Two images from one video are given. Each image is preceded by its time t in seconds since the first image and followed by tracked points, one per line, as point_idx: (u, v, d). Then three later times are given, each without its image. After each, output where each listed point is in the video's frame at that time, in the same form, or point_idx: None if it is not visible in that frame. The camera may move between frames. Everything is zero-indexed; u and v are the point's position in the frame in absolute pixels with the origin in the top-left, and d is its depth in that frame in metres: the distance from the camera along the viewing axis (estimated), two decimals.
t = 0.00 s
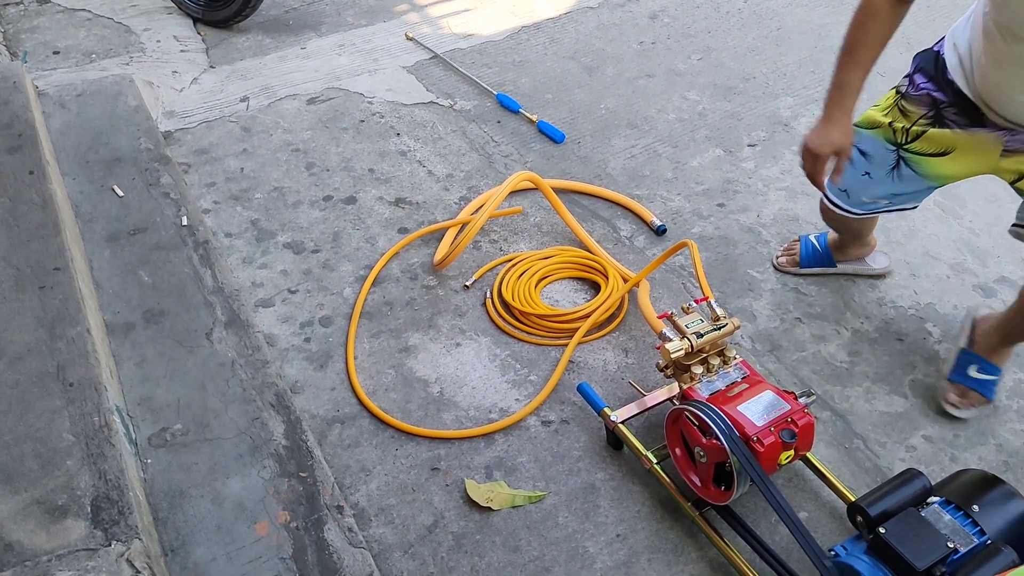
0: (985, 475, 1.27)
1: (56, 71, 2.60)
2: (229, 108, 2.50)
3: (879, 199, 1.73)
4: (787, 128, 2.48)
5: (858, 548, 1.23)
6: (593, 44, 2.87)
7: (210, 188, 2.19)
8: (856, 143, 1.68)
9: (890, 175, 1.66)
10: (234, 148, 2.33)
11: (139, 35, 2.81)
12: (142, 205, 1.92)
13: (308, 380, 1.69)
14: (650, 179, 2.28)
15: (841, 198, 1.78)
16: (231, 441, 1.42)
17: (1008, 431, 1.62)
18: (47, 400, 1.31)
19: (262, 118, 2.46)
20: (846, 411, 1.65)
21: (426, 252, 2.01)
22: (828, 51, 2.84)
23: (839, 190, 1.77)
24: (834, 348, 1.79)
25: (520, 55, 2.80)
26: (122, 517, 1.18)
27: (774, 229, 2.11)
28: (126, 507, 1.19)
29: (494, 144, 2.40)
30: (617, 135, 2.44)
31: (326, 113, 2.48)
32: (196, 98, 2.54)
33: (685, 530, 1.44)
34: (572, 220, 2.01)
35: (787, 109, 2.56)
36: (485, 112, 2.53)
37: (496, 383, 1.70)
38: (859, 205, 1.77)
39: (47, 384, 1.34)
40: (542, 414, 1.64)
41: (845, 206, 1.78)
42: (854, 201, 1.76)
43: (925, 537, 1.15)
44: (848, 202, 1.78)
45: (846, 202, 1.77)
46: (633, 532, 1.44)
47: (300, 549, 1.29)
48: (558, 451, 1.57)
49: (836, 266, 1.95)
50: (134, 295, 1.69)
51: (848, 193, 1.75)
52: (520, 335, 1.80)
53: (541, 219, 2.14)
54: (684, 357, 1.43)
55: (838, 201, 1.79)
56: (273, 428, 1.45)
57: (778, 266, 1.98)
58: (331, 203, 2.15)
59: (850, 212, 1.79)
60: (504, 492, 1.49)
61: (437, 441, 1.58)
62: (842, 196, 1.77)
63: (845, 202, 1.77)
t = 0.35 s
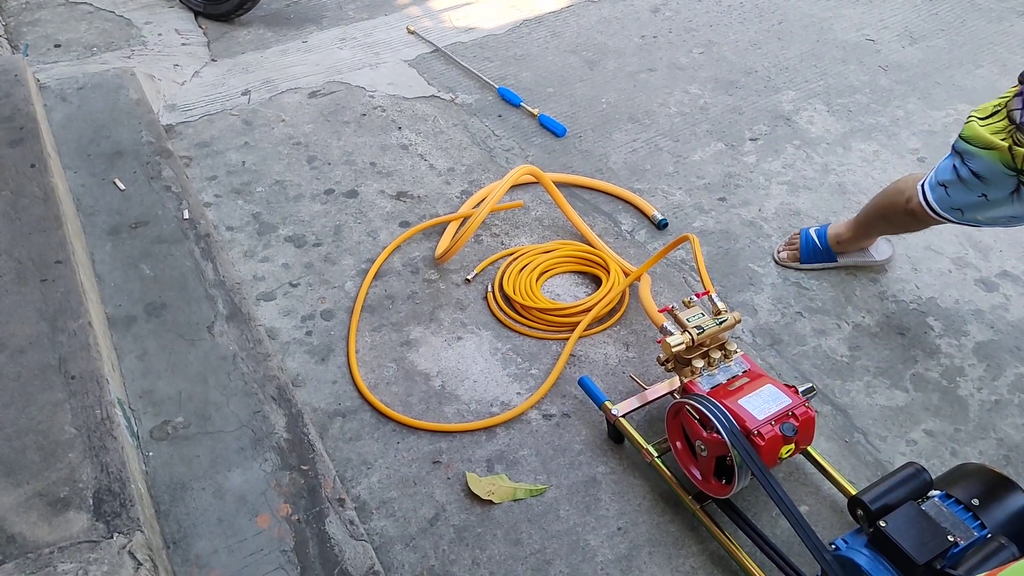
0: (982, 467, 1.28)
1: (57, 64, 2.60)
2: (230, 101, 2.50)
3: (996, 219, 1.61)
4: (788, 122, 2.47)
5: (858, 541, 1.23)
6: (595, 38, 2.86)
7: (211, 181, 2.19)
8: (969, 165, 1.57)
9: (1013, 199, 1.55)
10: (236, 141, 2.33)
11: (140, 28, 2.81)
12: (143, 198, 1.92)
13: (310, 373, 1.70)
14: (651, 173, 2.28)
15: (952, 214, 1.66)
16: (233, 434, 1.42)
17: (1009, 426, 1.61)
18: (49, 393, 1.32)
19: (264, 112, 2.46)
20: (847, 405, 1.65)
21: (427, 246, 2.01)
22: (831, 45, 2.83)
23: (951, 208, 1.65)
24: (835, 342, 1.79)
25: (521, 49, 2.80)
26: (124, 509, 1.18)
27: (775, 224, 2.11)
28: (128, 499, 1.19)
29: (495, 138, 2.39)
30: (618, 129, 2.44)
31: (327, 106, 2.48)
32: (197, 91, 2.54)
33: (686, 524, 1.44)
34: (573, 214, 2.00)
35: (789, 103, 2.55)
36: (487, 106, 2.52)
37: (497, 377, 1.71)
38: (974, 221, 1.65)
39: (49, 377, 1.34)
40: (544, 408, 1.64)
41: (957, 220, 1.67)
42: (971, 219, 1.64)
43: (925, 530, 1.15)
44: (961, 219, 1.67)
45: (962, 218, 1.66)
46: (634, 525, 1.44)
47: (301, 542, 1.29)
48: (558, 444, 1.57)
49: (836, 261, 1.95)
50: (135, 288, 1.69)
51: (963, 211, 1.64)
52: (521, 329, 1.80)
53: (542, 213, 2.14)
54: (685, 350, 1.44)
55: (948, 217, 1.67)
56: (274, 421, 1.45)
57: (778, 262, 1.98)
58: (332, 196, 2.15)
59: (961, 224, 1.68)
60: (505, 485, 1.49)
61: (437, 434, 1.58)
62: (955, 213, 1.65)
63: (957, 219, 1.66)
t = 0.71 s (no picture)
0: (984, 465, 1.28)
1: (60, 60, 2.60)
2: (233, 97, 2.50)
3: None
4: (791, 119, 2.47)
5: (859, 538, 1.23)
6: (597, 35, 2.86)
7: (213, 177, 2.19)
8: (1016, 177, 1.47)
9: None
10: (238, 138, 2.33)
11: (142, 24, 2.81)
12: (146, 194, 1.92)
13: (312, 369, 1.70)
14: (654, 170, 2.27)
15: (1007, 225, 1.56)
16: (235, 430, 1.43)
17: (1011, 423, 1.61)
18: (51, 389, 1.32)
19: (266, 108, 2.46)
20: (849, 402, 1.65)
21: (429, 243, 2.01)
22: (834, 42, 2.82)
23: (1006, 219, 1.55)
24: (837, 339, 1.79)
25: (524, 45, 2.79)
26: (126, 504, 1.18)
27: (778, 221, 2.10)
28: (130, 495, 1.20)
29: (498, 135, 2.39)
30: (621, 125, 2.44)
31: (330, 103, 2.48)
32: (199, 88, 2.54)
33: (688, 520, 1.44)
34: (575, 211, 2.00)
35: (792, 100, 2.55)
36: (489, 102, 2.52)
37: (499, 373, 1.71)
38: None
39: (51, 373, 1.34)
40: (546, 404, 1.64)
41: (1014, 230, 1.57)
42: None
43: (926, 526, 1.15)
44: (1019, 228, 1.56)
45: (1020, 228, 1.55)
46: (636, 522, 1.44)
47: (303, 537, 1.29)
48: (560, 441, 1.57)
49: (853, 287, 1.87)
50: (138, 284, 1.69)
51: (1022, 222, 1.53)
52: (523, 326, 1.80)
53: (545, 210, 2.14)
54: (687, 347, 1.44)
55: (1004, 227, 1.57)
56: (276, 417, 1.46)
57: (795, 301, 1.86)
58: (334, 193, 2.15)
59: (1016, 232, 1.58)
60: (506, 482, 1.49)
61: (439, 431, 1.59)
62: (1011, 223, 1.55)
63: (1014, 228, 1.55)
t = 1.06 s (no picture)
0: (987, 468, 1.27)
1: (62, 61, 2.60)
2: (235, 98, 2.50)
3: None
4: (793, 121, 2.47)
5: (860, 541, 1.23)
6: (600, 37, 2.86)
7: (215, 178, 2.19)
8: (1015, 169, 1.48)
9: None
10: (240, 138, 2.34)
11: (145, 25, 2.81)
12: (148, 195, 1.92)
13: (313, 371, 1.70)
14: (655, 172, 2.27)
15: (1009, 219, 1.57)
16: (236, 431, 1.43)
17: (1013, 426, 1.61)
18: (53, 389, 1.32)
19: (268, 109, 2.46)
20: (850, 405, 1.65)
21: (431, 244, 2.01)
22: (836, 44, 2.82)
23: (1008, 211, 1.55)
24: (838, 342, 1.79)
25: (526, 47, 2.80)
26: (127, 505, 1.18)
27: (779, 223, 2.10)
28: (131, 495, 1.20)
29: (500, 136, 2.39)
30: (623, 127, 2.44)
31: (332, 104, 2.48)
32: (202, 89, 2.55)
33: (688, 523, 1.44)
34: (577, 213, 2.00)
35: (795, 102, 2.55)
36: (491, 104, 2.52)
37: (500, 375, 1.71)
38: None
39: (53, 373, 1.34)
40: (547, 406, 1.64)
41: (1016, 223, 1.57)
42: None
43: (926, 530, 1.15)
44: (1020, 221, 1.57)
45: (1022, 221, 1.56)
46: (637, 524, 1.44)
47: (304, 539, 1.29)
48: (561, 443, 1.57)
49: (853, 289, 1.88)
50: (140, 285, 1.69)
51: None
52: (524, 327, 1.80)
53: (546, 211, 2.14)
54: (689, 349, 1.43)
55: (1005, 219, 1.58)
56: (277, 418, 1.46)
57: (796, 304, 1.86)
58: (336, 194, 2.15)
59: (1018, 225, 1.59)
60: (507, 483, 1.49)
61: (440, 432, 1.59)
62: (1013, 216, 1.56)
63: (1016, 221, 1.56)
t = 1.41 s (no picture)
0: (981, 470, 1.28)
1: (55, 68, 2.60)
2: (228, 105, 2.50)
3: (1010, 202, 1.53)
4: (786, 125, 2.47)
5: (855, 544, 1.23)
6: (592, 42, 2.86)
7: (209, 186, 2.19)
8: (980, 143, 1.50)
9: None
10: (233, 145, 2.33)
11: (138, 33, 2.81)
12: (141, 203, 1.92)
13: (308, 378, 1.70)
14: (649, 176, 2.28)
15: (971, 198, 1.58)
16: (230, 439, 1.42)
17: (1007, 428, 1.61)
18: (46, 398, 1.31)
19: (262, 116, 2.46)
20: (844, 408, 1.65)
21: (425, 250, 2.01)
22: (828, 48, 2.83)
23: (971, 191, 1.57)
24: (832, 345, 1.79)
25: (519, 52, 2.80)
26: (120, 514, 1.18)
27: (772, 227, 2.11)
28: (125, 504, 1.19)
29: (493, 142, 2.39)
30: (616, 132, 2.44)
31: (325, 110, 2.48)
32: (195, 96, 2.55)
33: (684, 528, 1.44)
34: (571, 218, 2.00)
35: (787, 106, 2.56)
36: (484, 109, 2.52)
37: (495, 381, 1.71)
38: (995, 204, 1.56)
39: (45, 382, 1.34)
40: (541, 412, 1.64)
41: (978, 204, 1.58)
42: (991, 202, 1.55)
43: (921, 532, 1.15)
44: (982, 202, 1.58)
45: (982, 202, 1.57)
46: (632, 529, 1.44)
47: (299, 546, 1.29)
48: (556, 448, 1.57)
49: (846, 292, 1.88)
50: (133, 293, 1.69)
51: (984, 195, 1.55)
52: (519, 333, 1.80)
53: (540, 217, 2.14)
54: (683, 354, 1.43)
55: (967, 200, 1.59)
56: (272, 426, 1.45)
57: (789, 306, 1.86)
58: (329, 200, 2.15)
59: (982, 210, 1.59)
60: (502, 489, 1.49)
61: (435, 438, 1.58)
62: (975, 196, 1.57)
63: (977, 202, 1.57)
